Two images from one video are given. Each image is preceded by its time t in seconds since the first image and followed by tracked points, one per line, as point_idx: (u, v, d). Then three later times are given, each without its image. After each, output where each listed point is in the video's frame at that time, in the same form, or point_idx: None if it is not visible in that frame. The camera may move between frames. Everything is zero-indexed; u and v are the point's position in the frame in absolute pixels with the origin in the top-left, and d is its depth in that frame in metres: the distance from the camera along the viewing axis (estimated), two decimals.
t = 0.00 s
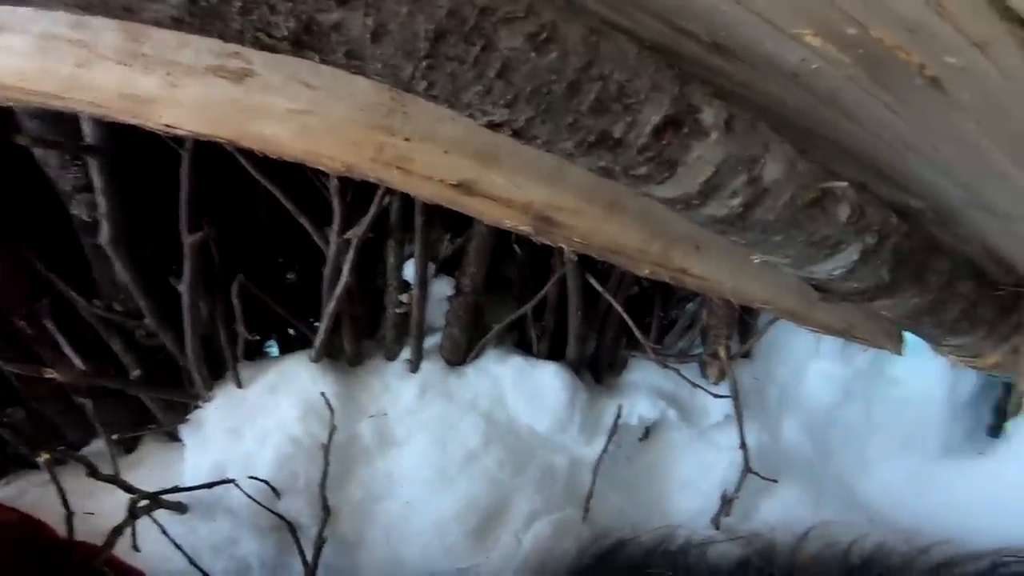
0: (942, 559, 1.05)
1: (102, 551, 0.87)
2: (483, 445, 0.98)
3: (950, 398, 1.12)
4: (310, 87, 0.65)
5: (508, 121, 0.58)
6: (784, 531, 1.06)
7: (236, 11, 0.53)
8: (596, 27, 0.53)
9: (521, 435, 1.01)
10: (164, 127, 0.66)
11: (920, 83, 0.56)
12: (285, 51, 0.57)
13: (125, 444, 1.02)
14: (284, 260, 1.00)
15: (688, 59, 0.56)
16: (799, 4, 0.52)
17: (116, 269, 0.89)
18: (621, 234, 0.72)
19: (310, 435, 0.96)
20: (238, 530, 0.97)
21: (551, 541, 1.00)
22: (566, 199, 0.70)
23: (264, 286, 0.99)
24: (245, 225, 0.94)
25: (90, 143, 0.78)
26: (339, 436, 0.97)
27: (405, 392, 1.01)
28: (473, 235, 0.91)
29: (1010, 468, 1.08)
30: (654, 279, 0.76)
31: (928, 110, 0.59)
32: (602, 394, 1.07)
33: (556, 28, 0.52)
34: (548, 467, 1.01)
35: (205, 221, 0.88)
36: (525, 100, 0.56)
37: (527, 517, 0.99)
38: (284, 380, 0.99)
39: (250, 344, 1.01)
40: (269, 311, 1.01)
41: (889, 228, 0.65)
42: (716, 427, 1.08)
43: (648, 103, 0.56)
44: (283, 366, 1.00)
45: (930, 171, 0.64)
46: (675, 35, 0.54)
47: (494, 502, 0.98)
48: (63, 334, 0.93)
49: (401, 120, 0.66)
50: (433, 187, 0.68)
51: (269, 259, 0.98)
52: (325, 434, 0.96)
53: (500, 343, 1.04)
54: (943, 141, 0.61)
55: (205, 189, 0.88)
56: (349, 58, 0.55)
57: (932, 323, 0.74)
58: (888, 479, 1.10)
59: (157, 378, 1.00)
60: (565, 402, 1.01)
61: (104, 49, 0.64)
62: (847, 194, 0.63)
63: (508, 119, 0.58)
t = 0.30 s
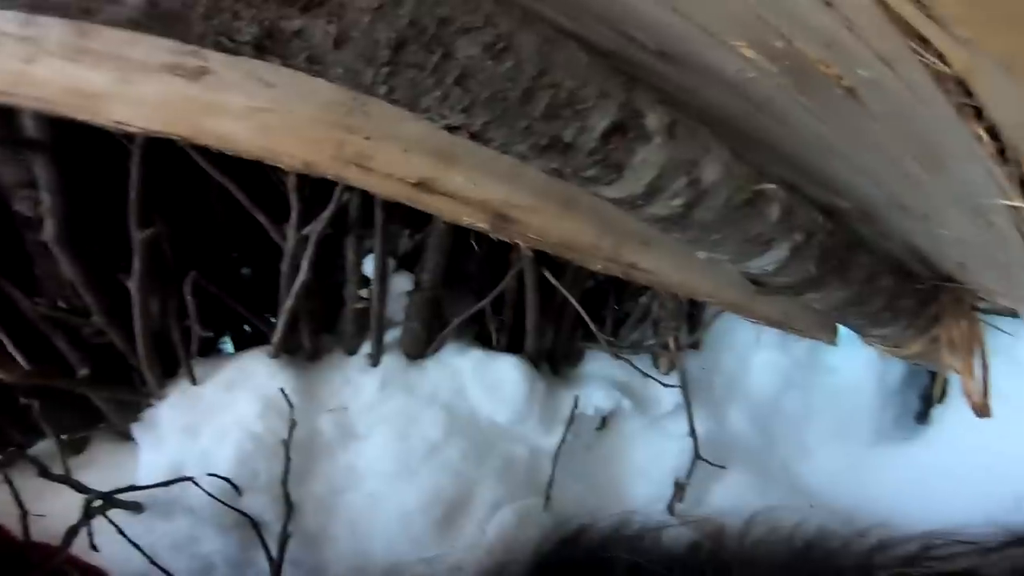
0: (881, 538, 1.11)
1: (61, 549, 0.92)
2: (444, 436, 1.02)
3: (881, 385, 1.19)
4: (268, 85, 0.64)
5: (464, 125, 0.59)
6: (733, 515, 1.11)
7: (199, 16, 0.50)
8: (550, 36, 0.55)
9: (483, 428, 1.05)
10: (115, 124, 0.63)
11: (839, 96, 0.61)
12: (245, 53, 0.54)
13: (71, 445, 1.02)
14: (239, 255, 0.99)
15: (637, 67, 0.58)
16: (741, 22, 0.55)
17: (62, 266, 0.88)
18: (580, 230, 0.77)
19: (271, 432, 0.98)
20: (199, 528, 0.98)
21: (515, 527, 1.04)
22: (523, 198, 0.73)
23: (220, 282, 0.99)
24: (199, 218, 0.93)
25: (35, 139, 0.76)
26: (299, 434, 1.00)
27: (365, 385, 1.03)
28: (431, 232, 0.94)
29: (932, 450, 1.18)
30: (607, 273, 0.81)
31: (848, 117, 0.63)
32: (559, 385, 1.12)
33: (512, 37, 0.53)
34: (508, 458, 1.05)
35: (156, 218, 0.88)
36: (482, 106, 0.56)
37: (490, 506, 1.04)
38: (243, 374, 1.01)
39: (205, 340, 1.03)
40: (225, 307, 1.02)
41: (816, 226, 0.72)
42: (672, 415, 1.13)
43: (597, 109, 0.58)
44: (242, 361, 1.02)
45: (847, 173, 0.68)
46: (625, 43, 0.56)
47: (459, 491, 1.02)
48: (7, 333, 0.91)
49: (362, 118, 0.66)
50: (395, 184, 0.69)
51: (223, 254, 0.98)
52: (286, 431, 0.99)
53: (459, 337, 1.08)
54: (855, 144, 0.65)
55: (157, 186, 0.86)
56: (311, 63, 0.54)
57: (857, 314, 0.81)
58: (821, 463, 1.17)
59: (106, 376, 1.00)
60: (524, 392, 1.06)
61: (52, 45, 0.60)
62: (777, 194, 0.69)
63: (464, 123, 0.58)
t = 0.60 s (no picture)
0: (837, 525, 1.11)
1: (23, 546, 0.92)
2: (414, 429, 1.03)
3: (835, 374, 1.18)
4: (229, 77, 0.65)
5: (430, 119, 0.59)
6: (699, 504, 1.12)
7: (154, 10, 0.51)
8: (517, 33, 0.56)
9: (453, 420, 1.06)
10: (64, 115, 0.65)
11: (791, 91, 0.55)
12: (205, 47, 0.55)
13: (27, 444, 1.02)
14: (199, 249, 1.00)
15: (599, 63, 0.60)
16: (694, 20, 0.49)
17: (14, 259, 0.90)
18: (548, 221, 0.79)
19: (237, 428, 0.98)
20: (166, 525, 0.98)
21: (486, 519, 1.04)
22: (490, 190, 0.74)
23: (182, 276, 0.99)
24: (159, 213, 0.95)
25: None
26: (267, 427, 1.00)
27: (334, 378, 1.04)
28: (399, 224, 0.95)
29: (884, 438, 1.17)
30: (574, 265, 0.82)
31: (799, 112, 0.58)
32: (529, 375, 1.13)
33: (478, 33, 0.53)
34: (479, 449, 1.06)
35: (111, 211, 0.89)
36: (447, 100, 0.57)
37: (462, 498, 1.04)
38: (206, 369, 1.01)
39: (165, 335, 1.03)
40: (186, 302, 1.02)
41: (772, 220, 0.74)
42: (639, 406, 1.15)
43: (561, 104, 0.59)
44: (204, 356, 1.02)
45: (807, 172, 0.69)
46: (587, 36, 0.55)
47: (430, 483, 1.03)
48: None
49: (328, 111, 0.67)
50: (360, 177, 0.69)
51: (184, 248, 0.98)
52: (254, 426, 0.99)
53: (429, 329, 1.08)
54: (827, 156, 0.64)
55: (111, 179, 0.88)
56: (274, 57, 0.54)
57: (813, 305, 0.83)
58: (781, 451, 1.17)
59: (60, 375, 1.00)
60: (494, 384, 1.07)
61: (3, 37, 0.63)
62: (735, 188, 0.71)
63: (431, 117, 0.59)
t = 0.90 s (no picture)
0: (796, 517, 1.12)
1: None
2: (384, 427, 1.05)
3: (791, 369, 1.18)
4: (194, 77, 0.66)
5: (399, 122, 0.61)
6: (665, 497, 1.13)
7: (120, 11, 0.51)
8: (484, 37, 0.56)
9: (423, 417, 1.08)
10: (20, 112, 0.65)
11: (743, 99, 0.55)
12: (172, 49, 0.55)
13: None
14: (160, 246, 1.00)
15: (562, 66, 0.60)
16: (653, 28, 0.51)
17: None
18: (516, 219, 0.81)
19: (202, 428, 0.99)
20: (131, 527, 0.99)
21: (456, 514, 1.05)
22: (459, 190, 0.76)
23: (140, 274, 1.00)
24: (121, 210, 0.96)
25: None
26: (233, 427, 1.01)
27: (301, 377, 1.05)
28: (368, 223, 0.97)
29: (840, 431, 1.17)
30: (541, 263, 0.84)
31: (752, 117, 0.58)
32: (498, 372, 1.14)
33: (446, 39, 0.54)
34: (449, 446, 1.07)
35: (71, 208, 0.91)
36: (415, 103, 0.58)
37: (433, 495, 1.05)
38: (169, 367, 1.02)
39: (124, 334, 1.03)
40: (148, 301, 1.03)
41: (728, 221, 0.76)
42: (605, 401, 1.16)
43: (526, 108, 0.61)
44: (168, 355, 1.03)
45: (763, 176, 0.71)
46: (552, 42, 0.57)
47: (401, 480, 1.04)
48: None
49: (296, 112, 0.68)
50: (329, 176, 0.71)
51: (144, 245, 0.99)
52: (219, 425, 1.00)
53: (398, 327, 1.10)
54: (787, 167, 0.64)
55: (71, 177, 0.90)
56: (242, 59, 0.55)
57: (767, 302, 0.86)
58: (742, 445, 1.17)
59: (16, 376, 1.02)
60: (462, 381, 1.09)
61: None
62: (694, 191, 0.73)
63: (398, 120, 0.60)
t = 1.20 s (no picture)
0: (755, 504, 1.15)
1: None
2: (346, 417, 1.01)
3: (751, 358, 1.18)
4: (143, 62, 0.63)
5: (353, 109, 0.56)
6: (630, 486, 1.13)
7: None
8: (444, 27, 0.53)
9: (388, 408, 1.04)
10: None
11: (698, 90, 0.56)
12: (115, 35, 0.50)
13: None
14: (110, 236, 0.99)
15: (525, 55, 0.58)
16: (611, 21, 0.50)
17: None
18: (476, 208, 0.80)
19: (154, 420, 0.96)
20: (83, 523, 0.94)
21: (423, 505, 1.03)
22: (421, 178, 0.75)
23: (90, 265, 0.98)
24: (69, 200, 0.95)
25: None
26: (188, 419, 0.97)
27: (260, 367, 1.01)
28: (328, 211, 0.97)
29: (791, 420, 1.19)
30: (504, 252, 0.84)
31: (697, 103, 0.58)
32: (463, 362, 1.11)
33: (404, 27, 0.51)
34: (414, 438, 1.05)
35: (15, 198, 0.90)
36: (370, 91, 0.54)
37: (399, 486, 1.03)
38: (118, 360, 0.98)
39: (71, 326, 1.00)
40: (97, 292, 1.00)
41: (685, 211, 0.77)
42: (569, 391, 1.15)
43: (485, 97, 0.58)
44: (118, 348, 0.98)
45: (719, 167, 0.71)
46: (517, 33, 0.55)
47: (365, 472, 1.02)
48: None
49: (251, 99, 0.66)
50: (283, 163, 0.69)
51: (93, 235, 0.98)
52: (172, 418, 0.96)
53: (361, 317, 1.07)
54: (741, 161, 0.64)
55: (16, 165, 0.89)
56: (190, 45, 0.50)
57: (725, 292, 0.87)
58: (705, 434, 1.18)
59: None
60: (427, 371, 1.06)
61: None
62: (651, 180, 0.73)
63: (354, 107, 0.56)
